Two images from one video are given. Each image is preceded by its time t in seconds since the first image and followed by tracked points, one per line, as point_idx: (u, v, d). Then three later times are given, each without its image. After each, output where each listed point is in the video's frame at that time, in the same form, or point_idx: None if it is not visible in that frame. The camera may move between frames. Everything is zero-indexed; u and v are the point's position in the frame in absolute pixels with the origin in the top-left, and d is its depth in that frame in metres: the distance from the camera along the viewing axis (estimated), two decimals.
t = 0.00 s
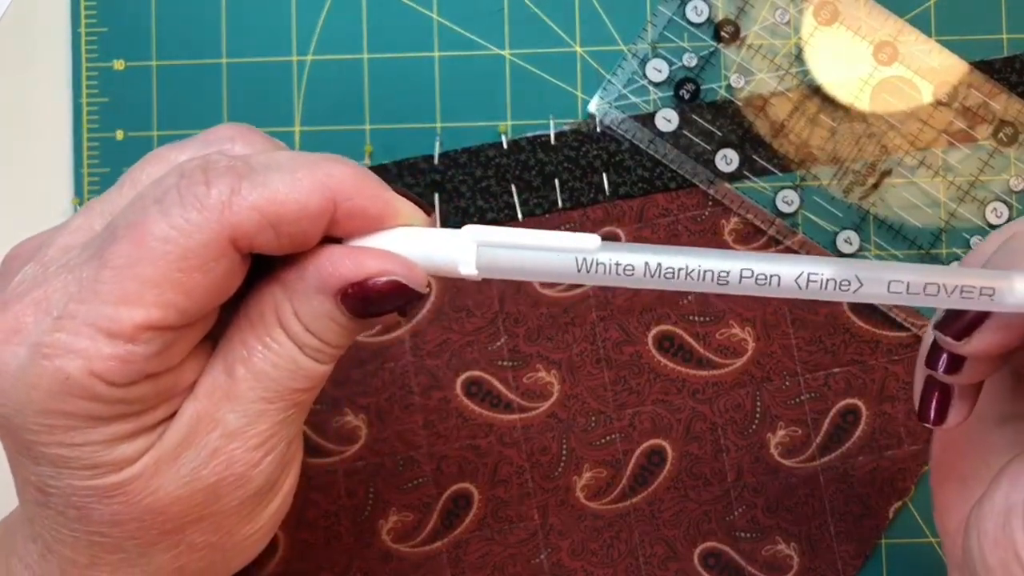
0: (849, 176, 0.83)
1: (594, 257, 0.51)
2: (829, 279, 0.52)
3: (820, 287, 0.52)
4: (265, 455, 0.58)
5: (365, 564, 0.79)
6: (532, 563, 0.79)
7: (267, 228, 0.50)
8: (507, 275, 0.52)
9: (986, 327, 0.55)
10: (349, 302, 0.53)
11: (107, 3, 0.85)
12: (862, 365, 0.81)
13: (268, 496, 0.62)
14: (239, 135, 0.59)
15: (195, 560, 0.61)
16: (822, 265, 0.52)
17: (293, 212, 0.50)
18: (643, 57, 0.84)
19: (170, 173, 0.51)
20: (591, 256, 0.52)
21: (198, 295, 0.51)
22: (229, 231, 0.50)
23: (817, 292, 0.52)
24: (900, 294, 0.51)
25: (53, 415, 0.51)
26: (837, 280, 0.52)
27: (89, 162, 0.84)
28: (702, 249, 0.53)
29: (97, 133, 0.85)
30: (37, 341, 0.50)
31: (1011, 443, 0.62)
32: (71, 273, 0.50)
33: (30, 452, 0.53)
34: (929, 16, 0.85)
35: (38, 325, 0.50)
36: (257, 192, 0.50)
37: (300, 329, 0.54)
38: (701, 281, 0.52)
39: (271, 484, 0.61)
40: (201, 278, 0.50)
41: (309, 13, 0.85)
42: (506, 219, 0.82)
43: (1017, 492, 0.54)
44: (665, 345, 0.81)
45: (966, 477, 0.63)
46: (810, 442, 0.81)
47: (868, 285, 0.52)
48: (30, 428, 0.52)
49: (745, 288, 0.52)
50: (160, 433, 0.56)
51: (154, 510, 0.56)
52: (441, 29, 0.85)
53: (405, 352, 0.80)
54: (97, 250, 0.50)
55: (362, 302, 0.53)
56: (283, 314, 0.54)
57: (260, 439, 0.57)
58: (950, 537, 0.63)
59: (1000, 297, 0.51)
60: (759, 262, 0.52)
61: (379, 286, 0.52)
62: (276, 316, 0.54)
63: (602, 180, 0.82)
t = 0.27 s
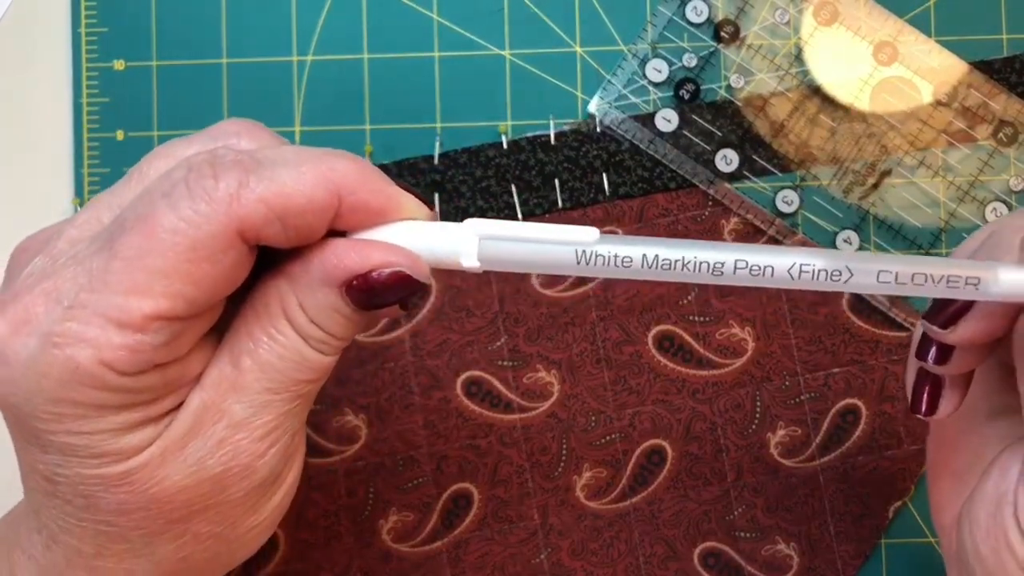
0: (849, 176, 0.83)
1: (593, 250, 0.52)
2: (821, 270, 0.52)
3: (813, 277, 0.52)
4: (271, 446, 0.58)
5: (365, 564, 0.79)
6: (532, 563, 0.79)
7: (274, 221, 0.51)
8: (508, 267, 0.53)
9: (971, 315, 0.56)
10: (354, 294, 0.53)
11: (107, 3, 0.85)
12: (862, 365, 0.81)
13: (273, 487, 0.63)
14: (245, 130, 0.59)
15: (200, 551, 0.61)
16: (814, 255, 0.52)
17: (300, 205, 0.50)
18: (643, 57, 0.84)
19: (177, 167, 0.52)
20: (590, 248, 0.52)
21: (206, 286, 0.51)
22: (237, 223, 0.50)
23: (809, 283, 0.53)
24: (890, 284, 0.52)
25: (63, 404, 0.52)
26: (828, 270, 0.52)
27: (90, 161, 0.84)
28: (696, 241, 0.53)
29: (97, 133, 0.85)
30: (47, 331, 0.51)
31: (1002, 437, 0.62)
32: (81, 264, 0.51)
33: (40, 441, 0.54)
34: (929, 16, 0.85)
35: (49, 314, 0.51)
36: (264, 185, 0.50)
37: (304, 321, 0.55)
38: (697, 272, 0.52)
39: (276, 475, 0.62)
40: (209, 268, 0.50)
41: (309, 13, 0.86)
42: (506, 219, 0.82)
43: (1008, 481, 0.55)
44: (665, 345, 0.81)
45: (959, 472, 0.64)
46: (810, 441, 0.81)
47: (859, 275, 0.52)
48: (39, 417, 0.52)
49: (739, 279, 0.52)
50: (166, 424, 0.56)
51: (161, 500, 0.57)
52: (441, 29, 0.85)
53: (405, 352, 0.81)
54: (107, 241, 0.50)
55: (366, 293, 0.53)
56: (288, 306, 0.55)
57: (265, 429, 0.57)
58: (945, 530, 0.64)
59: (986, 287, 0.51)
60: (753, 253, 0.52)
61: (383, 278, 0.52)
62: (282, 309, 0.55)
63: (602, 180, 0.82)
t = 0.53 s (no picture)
0: (848, 176, 0.83)
1: (592, 249, 0.52)
2: (815, 269, 0.53)
3: (807, 277, 0.53)
4: (277, 441, 0.59)
5: (365, 564, 0.79)
6: (532, 563, 0.79)
7: (283, 219, 0.51)
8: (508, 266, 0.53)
9: (967, 316, 0.56)
10: (359, 291, 0.54)
11: (107, 3, 0.86)
12: (862, 365, 0.81)
13: (278, 483, 0.63)
14: (255, 131, 0.59)
15: (206, 545, 0.62)
16: (808, 255, 0.52)
17: (308, 203, 0.51)
18: (643, 57, 0.84)
19: (188, 165, 0.52)
20: (588, 247, 0.52)
21: (216, 280, 0.51)
22: (246, 220, 0.51)
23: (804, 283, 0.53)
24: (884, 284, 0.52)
25: (76, 396, 0.52)
26: (822, 270, 0.53)
27: (90, 162, 0.84)
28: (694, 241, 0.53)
29: (97, 133, 0.85)
30: (61, 324, 0.51)
31: (1000, 437, 0.62)
32: (93, 260, 0.52)
33: (53, 434, 0.54)
34: (929, 16, 0.85)
35: (62, 308, 0.52)
36: (273, 184, 0.51)
37: (311, 318, 0.55)
38: (692, 271, 0.53)
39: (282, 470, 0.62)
40: (219, 262, 0.51)
41: (309, 13, 0.86)
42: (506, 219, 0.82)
43: (1005, 481, 0.55)
44: (665, 345, 0.81)
45: (958, 472, 0.64)
46: (809, 441, 0.81)
47: (852, 275, 0.53)
48: (52, 410, 0.53)
49: (735, 279, 0.53)
50: (175, 419, 0.57)
51: (170, 492, 0.57)
52: (441, 29, 0.85)
53: (405, 352, 0.81)
54: (119, 237, 0.51)
55: (370, 290, 0.53)
56: (295, 302, 0.55)
57: (271, 425, 0.58)
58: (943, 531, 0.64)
59: (981, 287, 0.52)
60: (749, 253, 0.52)
61: (388, 275, 0.52)
62: (288, 306, 0.55)
63: (602, 180, 0.82)
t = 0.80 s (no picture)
0: (848, 177, 0.83)
1: (568, 231, 0.59)
2: (784, 251, 0.60)
3: (776, 258, 0.60)
4: (267, 417, 0.62)
5: (365, 564, 0.80)
6: (531, 563, 0.79)
7: (282, 192, 0.57)
8: (487, 247, 0.60)
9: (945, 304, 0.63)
10: (345, 269, 0.58)
11: (107, 4, 0.85)
12: (861, 366, 0.81)
13: (270, 461, 0.67)
14: (258, 115, 0.65)
15: (193, 522, 0.64)
16: (777, 238, 0.60)
17: (305, 178, 0.57)
18: (643, 57, 0.84)
19: (196, 144, 0.58)
20: (565, 229, 0.59)
21: (217, 249, 0.56)
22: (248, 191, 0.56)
23: (773, 262, 0.60)
24: (851, 264, 0.60)
25: (78, 356, 0.57)
26: (790, 251, 0.60)
27: (90, 162, 0.84)
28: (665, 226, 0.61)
29: (97, 133, 0.85)
30: (68, 288, 0.56)
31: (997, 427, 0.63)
32: (102, 230, 0.57)
33: (55, 395, 0.58)
34: (928, 16, 0.85)
35: (69, 272, 0.56)
36: (274, 160, 0.56)
37: (299, 295, 0.59)
38: (664, 251, 0.60)
39: (272, 452, 0.65)
40: (221, 232, 0.56)
41: (309, 13, 0.86)
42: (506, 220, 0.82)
43: None
44: (664, 345, 0.81)
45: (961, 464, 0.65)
46: (809, 442, 0.81)
47: (819, 256, 0.60)
48: (54, 369, 0.57)
49: (705, 259, 0.60)
50: (167, 388, 0.60)
51: (160, 461, 0.60)
52: (441, 29, 0.85)
53: (405, 353, 0.81)
54: (127, 208, 0.56)
55: (355, 268, 0.58)
56: (284, 279, 0.59)
57: (261, 400, 0.61)
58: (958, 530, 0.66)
59: (945, 269, 0.60)
60: (718, 237, 0.60)
61: (373, 252, 0.58)
62: (278, 283, 0.59)
63: (601, 181, 0.82)
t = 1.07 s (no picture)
0: (848, 177, 0.83)
1: (574, 237, 0.59)
2: (792, 257, 0.60)
3: (784, 263, 0.60)
4: (267, 425, 0.62)
5: (365, 564, 0.80)
6: (532, 563, 0.79)
7: (280, 199, 0.57)
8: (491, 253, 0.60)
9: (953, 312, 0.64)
10: (348, 277, 0.59)
11: (107, 5, 0.86)
12: (861, 365, 0.82)
13: (273, 465, 0.67)
14: (256, 119, 0.65)
15: (194, 528, 0.65)
16: (786, 244, 0.60)
17: (304, 184, 0.57)
18: (643, 58, 0.84)
19: (193, 151, 0.58)
20: (571, 235, 0.60)
21: (215, 259, 0.56)
22: (246, 200, 0.56)
23: (780, 269, 0.60)
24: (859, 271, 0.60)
25: (74, 367, 0.57)
26: (798, 257, 0.60)
27: (91, 162, 0.85)
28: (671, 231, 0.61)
29: (98, 134, 0.85)
30: (63, 299, 0.56)
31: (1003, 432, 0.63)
32: (99, 238, 0.57)
33: (51, 405, 0.58)
34: (928, 17, 0.85)
35: (65, 283, 0.56)
36: (271, 167, 0.56)
37: (302, 301, 0.59)
38: (671, 258, 0.60)
39: (273, 458, 0.66)
40: (219, 241, 0.56)
41: (310, 14, 0.86)
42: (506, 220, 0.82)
43: None
44: (664, 345, 0.81)
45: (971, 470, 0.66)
46: (809, 441, 0.81)
47: (827, 262, 0.60)
48: (51, 379, 0.57)
49: (713, 265, 0.60)
50: (167, 398, 0.60)
51: (160, 470, 0.61)
52: (441, 29, 0.86)
53: (405, 352, 0.81)
54: (123, 217, 0.56)
55: (358, 275, 0.59)
56: (285, 285, 0.60)
57: (261, 408, 0.61)
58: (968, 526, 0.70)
59: (954, 275, 0.60)
60: (726, 243, 0.60)
61: (376, 260, 0.58)
62: (280, 289, 0.60)
63: (601, 181, 0.83)
